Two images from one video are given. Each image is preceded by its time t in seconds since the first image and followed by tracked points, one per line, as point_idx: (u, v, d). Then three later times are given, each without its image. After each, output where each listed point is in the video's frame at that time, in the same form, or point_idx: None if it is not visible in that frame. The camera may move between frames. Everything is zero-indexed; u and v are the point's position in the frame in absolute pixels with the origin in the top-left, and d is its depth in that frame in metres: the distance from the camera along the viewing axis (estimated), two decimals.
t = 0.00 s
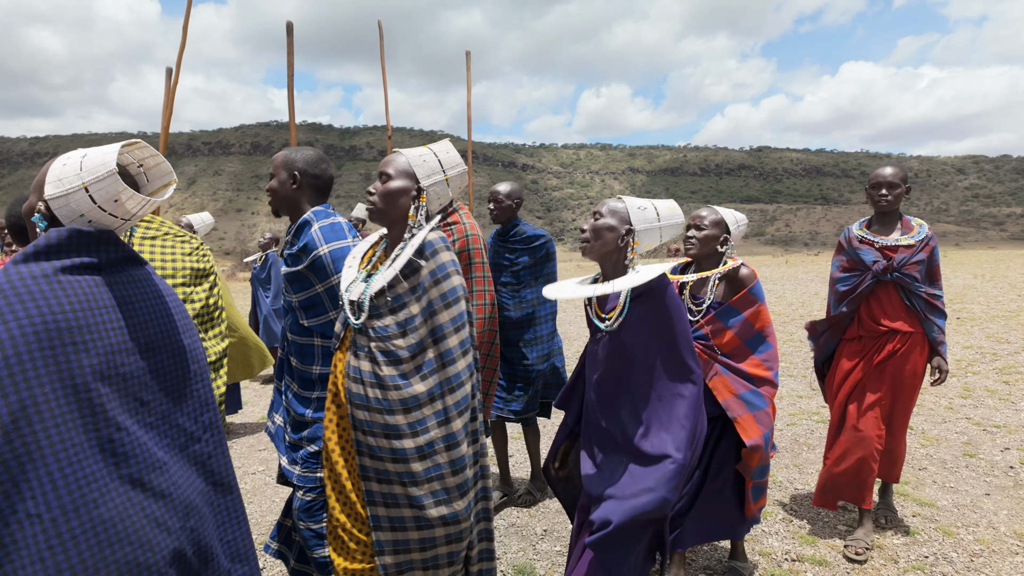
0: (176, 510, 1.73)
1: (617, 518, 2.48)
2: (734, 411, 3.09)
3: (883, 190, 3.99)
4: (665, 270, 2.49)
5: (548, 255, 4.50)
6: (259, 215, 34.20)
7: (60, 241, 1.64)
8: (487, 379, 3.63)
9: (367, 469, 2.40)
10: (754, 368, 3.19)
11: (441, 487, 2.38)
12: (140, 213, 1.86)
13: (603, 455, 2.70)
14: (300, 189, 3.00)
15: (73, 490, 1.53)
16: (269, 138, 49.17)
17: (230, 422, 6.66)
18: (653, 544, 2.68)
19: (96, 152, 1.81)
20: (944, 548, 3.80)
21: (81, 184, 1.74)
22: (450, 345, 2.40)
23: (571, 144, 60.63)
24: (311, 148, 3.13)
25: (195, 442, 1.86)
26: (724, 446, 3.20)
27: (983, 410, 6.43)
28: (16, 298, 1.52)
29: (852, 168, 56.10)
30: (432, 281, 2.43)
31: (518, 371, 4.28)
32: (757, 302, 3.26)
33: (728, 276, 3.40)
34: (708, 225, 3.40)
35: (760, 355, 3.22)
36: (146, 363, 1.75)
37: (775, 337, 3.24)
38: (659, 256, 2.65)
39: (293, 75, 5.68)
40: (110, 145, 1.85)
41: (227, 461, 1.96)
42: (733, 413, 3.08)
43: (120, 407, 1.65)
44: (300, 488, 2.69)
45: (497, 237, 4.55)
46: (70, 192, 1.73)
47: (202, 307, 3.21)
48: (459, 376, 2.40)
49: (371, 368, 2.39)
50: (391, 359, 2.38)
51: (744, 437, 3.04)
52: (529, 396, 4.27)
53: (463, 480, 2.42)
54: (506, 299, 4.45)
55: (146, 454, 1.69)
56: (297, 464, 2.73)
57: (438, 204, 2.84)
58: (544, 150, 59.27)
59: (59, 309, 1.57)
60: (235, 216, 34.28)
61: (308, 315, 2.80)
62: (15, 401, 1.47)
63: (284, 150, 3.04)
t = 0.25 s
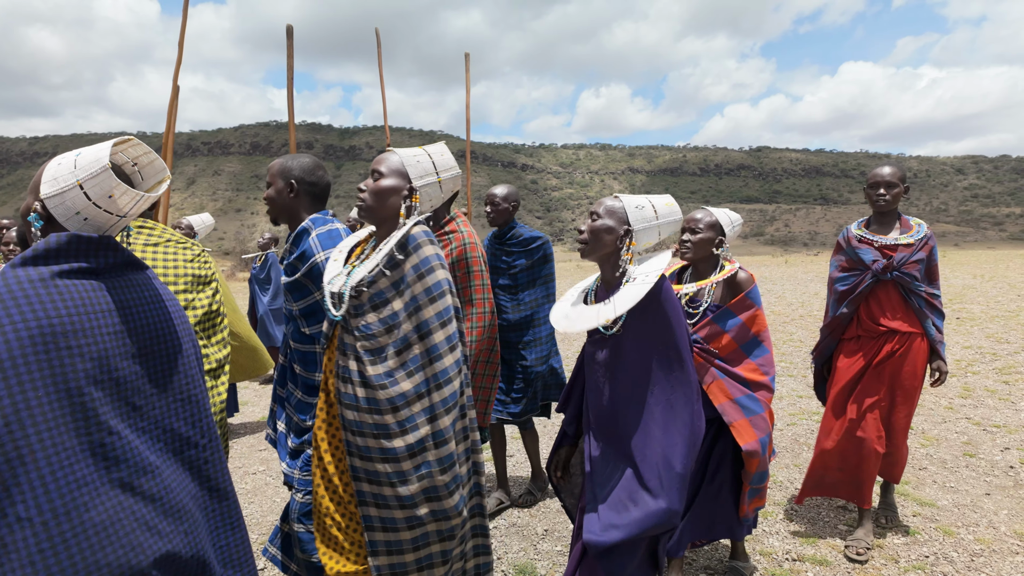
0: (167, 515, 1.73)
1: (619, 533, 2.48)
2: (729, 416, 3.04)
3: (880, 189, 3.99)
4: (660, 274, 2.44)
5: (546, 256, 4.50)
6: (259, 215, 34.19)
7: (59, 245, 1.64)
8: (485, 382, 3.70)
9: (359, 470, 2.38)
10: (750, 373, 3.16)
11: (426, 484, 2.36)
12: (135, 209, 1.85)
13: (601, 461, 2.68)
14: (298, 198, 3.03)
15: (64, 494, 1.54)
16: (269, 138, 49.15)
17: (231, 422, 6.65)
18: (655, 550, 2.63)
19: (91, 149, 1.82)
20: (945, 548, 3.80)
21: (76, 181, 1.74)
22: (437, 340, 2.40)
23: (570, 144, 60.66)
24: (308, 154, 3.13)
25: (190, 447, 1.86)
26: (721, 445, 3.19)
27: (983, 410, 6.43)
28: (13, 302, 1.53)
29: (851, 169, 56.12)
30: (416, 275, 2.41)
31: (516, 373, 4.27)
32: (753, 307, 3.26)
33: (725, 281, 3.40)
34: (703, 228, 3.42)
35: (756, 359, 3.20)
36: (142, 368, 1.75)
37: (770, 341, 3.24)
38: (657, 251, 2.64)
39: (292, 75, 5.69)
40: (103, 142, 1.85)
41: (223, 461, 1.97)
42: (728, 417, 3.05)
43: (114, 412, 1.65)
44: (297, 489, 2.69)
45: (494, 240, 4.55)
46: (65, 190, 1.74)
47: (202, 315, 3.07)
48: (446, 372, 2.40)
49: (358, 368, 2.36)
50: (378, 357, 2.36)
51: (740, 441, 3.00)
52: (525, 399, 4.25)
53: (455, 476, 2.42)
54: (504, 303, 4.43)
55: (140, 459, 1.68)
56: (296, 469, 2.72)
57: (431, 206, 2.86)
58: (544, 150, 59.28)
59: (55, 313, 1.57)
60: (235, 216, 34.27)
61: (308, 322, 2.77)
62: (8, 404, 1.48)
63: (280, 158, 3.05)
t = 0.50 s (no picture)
0: (157, 515, 1.73)
1: (624, 542, 2.45)
2: (723, 416, 3.01)
3: (879, 188, 3.99)
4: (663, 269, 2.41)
5: (544, 263, 4.46)
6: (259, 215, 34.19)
7: (56, 245, 1.64)
8: (483, 386, 3.67)
9: (348, 475, 2.39)
10: (744, 374, 3.16)
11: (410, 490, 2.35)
12: (129, 202, 1.88)
13: (599, 466, 2.59)
14: (296, 204, 3.04)
15: (53, 492, 1.53)
16: (268, 138, 49.15)
17: (231, 422, 6.65)
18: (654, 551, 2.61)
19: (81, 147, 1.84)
20: (945, 548, 3.81)
21: (71, 177, 1.76)
22: (425, 344, 2.40)
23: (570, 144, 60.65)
24: (304, 159, 3.14)
25: (182, 448, 1.85)
26: (716, 446, 3.18)
27: (983, 409, 6.43)
28: (8, 300, 1.53)
29: (851, 169, 56.15)
30: (403, 278, 2.40)
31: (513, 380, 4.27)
32: (749, 308, 3.24)
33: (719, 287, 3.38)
34: (697, 228, 3.41)
35: (750, 361, 3.20)
36: (136, 368, 1.74)
37: (764, 342, 3.24)
38: (656, 239, 2.59)
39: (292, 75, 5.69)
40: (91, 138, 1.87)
41: (214, 461, 1.97)
42: (721, 418, 3.02)
43: (107, 412, 1.65)
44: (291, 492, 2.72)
45: (491, 248, 4.54)
46: (61, 186, 1.76)
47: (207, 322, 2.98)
48: (434, 375, 2.40)
49: (346, 371, 2.35)
50: (365, 360, 2.35)
51: (734, 442, 2.97)
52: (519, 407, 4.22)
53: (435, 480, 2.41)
54: (502, 311, 4.43)
55: (132, 459, 1.68)
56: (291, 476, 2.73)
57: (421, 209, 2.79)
58: (543, 150, 59.27)
59: (48, 312, 1.57)
60: (234, 216, 34.26)
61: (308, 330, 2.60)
62: None
63: (276, 164, 3.06)
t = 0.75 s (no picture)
0: (150, 516, 1.72)
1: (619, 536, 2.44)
2: (716, 413, 3.04)
3: (878, 187, 4.00)
4: (667, 265, 2.39)
5: (541, 268, 4.47)
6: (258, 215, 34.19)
7: (54, 246, 1.64)
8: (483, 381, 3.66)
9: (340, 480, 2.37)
10: (739, 371, 3.16)
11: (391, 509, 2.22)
12: (125, 197, 1.87)
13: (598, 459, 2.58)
14: (296, 206, 3.04)
15: (46, 492, 1.53)
16: (268, 138, 49.14)
17: (232, 422, 6.65)
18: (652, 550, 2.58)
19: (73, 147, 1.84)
20: (946, 547, 3.81)
21: (67, 173, 1.76)
22: (415, 352, 2.31)
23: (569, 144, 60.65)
24: (303, 160, 3.13)
25: (177, 446, 1.86)
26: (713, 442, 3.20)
27: (983, 410, 6.43)
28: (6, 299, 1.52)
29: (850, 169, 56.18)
30: (398, 284, 2.34)
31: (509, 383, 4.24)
32: (746, 305, 3.24)
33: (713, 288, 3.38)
34: (692, 228, 3.41)
35: (744, 358, 3.21)
36: (133, 368, 1.74)
37: (760, 340, 3.23)
38: (658, 230, 2.61)
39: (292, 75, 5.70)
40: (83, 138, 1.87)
41: (208, 461, 1.97)
42: (713, 414, 3.04)
43: (101, 412, 1.65)
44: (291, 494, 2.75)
45: (492, 254, 4.55)
46: (58, 183, 1.76)
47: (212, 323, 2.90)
48: (424, 386, 2.30)
49: (338, 378, 2.36)
50: (358, 367, 2.33)
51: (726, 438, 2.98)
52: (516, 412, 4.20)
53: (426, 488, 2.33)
54: (500, 316, 4.40)
55: (127, 459, 1.68)
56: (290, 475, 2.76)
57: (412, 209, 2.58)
58: (543, 150, 59.26)
59: (45, 312, 1.57)
60: (234, 216, 34.24)
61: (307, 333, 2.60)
62: None
63: (274, 167, 3.06)
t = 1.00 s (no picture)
0: (147, 517, 1.73)
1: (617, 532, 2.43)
2: (707, 408, 3.06)
3: (878, 186, 4.00)
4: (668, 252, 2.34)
5: (540, 267, 4.47)
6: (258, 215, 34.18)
7: (54, 248, 1.64)
8: (484, 379, 3.64)
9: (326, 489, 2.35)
10: (732, 368, 3.16)
11: (368, 525, 2.18)
12: (122, 192, 1.88)
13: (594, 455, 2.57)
14: (296, 204, 3.04)
15: (43, 492, 1.54)
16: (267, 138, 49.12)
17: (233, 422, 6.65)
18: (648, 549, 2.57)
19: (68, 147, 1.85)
20: (948, 547, 3.81)
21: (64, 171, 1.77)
22: (409, 362, 2.31)
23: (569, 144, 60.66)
24: (302, 159, 3.12)
25: (174, 448, 1.86)
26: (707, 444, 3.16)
27: (984, 409, 6.44)
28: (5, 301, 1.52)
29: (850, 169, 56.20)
30: (396, 293, 2.34)
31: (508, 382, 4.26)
32: (742, 303, 3.25)
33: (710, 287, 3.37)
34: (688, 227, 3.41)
35: (737, 357, 3.20)
36: (131, 370, 1.74)
37: (754, 338, 3.23)
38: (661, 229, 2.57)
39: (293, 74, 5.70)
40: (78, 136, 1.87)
41: (204, 462, 1.97)
42: (705, 409, 3.06)
43: (100, 413, 1.65)
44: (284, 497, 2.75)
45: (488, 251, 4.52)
46: (56, 181, 1.76)
47: (217, 319, 2.82)
48: (414, 398, 2.30)
49: (330, 383, 2.35)
50: (351, 374, 2.31)
51: (714, 434, 3.02)
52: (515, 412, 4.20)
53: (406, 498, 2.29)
54: (499, 315, 4.38)
55: (125, 461, 1.68)
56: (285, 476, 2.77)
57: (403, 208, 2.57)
58: (543, 150, 59.26)
59: (44, 314, 1.57)
60: (234, 216, 34.23)
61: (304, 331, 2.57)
62: None
63: (274, 165, 3.05)
